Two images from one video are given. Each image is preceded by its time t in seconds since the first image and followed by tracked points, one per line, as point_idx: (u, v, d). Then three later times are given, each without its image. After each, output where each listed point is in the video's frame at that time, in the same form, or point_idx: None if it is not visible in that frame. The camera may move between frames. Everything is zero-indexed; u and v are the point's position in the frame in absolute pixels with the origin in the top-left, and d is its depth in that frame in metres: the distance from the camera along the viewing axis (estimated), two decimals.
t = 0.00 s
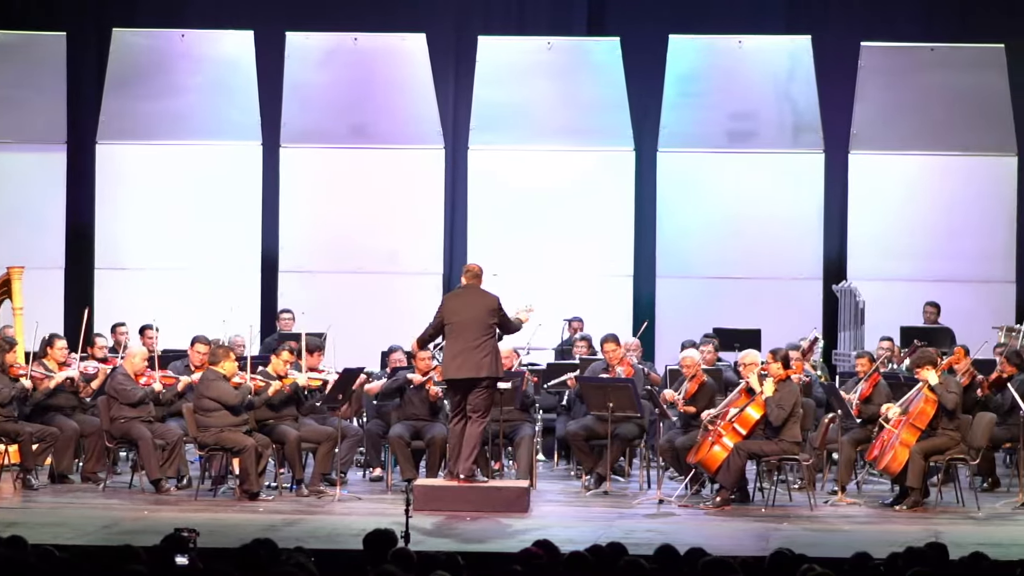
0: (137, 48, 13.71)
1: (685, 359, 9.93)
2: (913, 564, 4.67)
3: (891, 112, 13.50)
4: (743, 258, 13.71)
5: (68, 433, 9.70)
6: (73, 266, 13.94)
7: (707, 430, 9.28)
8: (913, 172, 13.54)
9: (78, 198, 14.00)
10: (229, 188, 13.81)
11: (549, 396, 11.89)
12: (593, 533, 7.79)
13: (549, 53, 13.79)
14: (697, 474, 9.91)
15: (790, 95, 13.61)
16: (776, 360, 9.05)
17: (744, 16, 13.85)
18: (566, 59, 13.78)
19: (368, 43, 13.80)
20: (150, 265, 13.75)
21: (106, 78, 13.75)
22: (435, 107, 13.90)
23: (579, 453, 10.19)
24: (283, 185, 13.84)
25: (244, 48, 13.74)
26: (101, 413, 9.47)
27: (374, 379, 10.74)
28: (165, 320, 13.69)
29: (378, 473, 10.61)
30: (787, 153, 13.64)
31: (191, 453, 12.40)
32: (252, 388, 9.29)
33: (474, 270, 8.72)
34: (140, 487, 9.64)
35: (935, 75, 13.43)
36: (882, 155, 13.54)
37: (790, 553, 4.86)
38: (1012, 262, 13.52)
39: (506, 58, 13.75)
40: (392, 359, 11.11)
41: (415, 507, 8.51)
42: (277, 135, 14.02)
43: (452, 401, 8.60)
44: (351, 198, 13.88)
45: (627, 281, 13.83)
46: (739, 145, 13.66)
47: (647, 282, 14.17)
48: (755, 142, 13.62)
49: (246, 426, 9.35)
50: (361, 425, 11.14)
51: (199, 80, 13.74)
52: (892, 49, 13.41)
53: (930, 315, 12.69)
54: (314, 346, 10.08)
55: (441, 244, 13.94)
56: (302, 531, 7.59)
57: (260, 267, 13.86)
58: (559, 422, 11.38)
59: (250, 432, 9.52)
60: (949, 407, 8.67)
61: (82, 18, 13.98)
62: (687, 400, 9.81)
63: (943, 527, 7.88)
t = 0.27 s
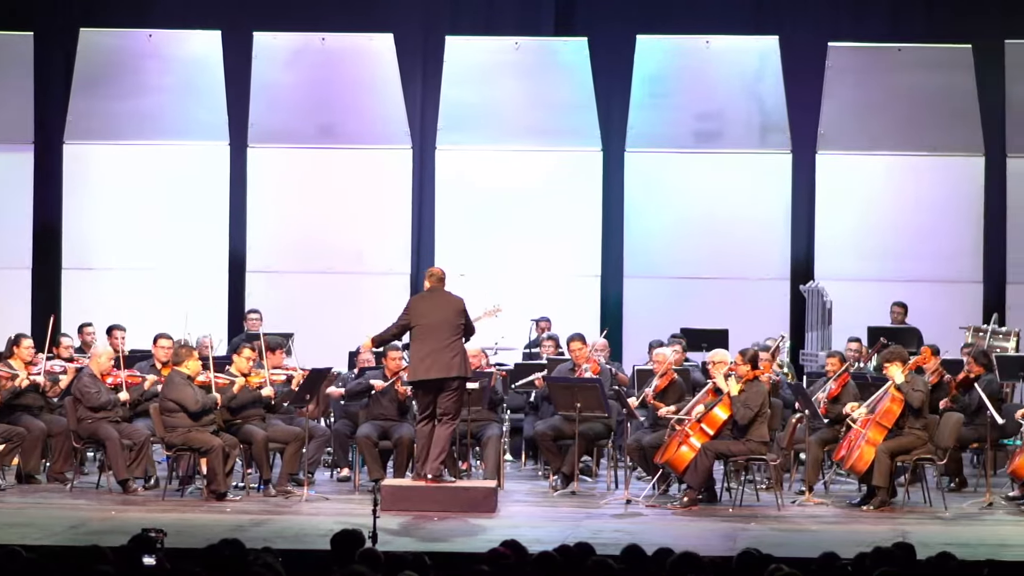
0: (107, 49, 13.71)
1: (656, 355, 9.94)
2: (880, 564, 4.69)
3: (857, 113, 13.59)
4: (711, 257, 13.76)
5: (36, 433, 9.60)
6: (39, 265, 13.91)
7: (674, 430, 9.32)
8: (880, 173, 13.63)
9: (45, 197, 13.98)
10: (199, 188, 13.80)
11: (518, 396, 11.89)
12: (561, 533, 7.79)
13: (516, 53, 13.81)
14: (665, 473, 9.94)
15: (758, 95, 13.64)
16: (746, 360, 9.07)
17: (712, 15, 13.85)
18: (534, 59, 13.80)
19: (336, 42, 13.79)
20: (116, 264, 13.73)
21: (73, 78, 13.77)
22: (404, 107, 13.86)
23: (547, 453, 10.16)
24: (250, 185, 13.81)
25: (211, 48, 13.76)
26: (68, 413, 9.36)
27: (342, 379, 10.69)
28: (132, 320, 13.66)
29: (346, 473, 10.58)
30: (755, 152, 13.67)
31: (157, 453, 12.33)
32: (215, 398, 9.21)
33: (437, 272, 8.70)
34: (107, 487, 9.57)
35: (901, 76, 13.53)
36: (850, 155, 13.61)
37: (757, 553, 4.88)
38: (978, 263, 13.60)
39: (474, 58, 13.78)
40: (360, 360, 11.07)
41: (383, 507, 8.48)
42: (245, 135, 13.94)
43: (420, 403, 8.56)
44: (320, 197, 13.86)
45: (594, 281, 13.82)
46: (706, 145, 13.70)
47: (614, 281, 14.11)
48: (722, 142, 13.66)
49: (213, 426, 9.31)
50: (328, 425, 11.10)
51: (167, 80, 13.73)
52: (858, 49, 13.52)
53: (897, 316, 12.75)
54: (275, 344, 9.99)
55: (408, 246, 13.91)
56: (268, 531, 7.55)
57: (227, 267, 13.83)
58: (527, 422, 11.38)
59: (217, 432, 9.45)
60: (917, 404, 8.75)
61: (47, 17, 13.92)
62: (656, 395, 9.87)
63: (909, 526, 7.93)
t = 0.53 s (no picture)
0: (78, 49, 13.73)
1: (632, 355, 10.08)
2: (849, 564, 4.70)
3: (825, 113, 13.64)
4: (679, 258, 13.78)
5: (3, 432, 9.51)
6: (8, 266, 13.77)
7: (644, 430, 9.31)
8: (849, 173, 13.68)
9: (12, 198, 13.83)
10: (169, 188, 13.78)
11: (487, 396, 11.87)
12: (530, 533, 7.78)
13: (485, 53, 13.80)
14: (634, 473, 9.95)
15: (727, 96, 13.65)
16: (715, 361, 9.09)
17: (681, 15, 13.86)
18: (503, 59, 13.79)
19: (304, 43, 13.76)
20: (85, 264, 13.72)
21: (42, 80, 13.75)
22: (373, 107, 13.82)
23: (516, 453, 10.15)
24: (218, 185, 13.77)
25: (180, 48, 13.74)
26: (37, 412, 9.30)
27: (310, 379, 10.64)
28: (100, 321, 13.64)
29: (314, 473, 10.53)
30: (724, 153, 13.69)
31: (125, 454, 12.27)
32: (181, 403, 9.04)
33: (401, 275, 8.69)
34: (75, 487, 9.49)
35: (869, 77, 13.58)
36: (817, 154, 13.66)
37: (727, 553, 4.88)
38: (946, 263, 13.66)
39: (442, 58, 13.77)
40: (327, 360, 11.05)
41: (351, 507, 8.44)
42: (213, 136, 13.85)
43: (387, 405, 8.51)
44: (289, 195, 13.81)
45: (562, 281, 13.81)
46: (675, 146, 13.71)
47: (584, 280, 14.03)
48: (690, 142, 13.68)
49: (182, 426, 9.25)
50: (297, 425, 11.05)
51: (136, 80, 13.73)
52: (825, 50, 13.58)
53: (865, 314, 12.74)
54: (240, 343, 10.02)
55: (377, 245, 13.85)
56: (236, 532, 7.50)
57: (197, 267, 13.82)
58: (495, 422, 11.37)
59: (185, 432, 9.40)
60: (886, 403, 8.78)
61: (17, 18, 13.92)
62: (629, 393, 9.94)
63: (877, 526, 7.97)
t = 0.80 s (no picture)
0: (48, 50, 13.63)
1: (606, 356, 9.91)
2: (818, 564, 4.72)
3: (798, 112, 13.51)
4: (649, 258, 13.79)
5: None
6: None
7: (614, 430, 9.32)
8: (822, 173, 13.52)
9: None
10: (139, 188, 13.73)
11: (455, 396, 11.86)
12: (499, 533, 7.77)
13: (454, 53, 13.76)
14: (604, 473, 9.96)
15: (696, 96, 13.66)
16: (682, 362, 9.08)
17: (651, 16, 13.89)
18: (472, 60, 13.76)
19: (274, 42, 13.68)
20: (52, 264, 13.62)
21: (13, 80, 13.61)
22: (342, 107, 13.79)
23: (486, 453, 10.16)
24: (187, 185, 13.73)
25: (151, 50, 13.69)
26: (5, 413, 9.22)
27: (279, 379, 10.59)
28: (68, 322, 13.57)
29: (283, 474, 10.48)
30: (692, 153, 13.71)
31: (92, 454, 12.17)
32: (147, 408, 8.92)
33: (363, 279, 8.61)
34: (43, 487, 9.41)
35: (841, 76, 13.39)
36: (787, 155, 13.54)
37: (696, 553, 4.89)
38: (915, 263, 13.50)
39: (410, 58, 13.73)
40: (296, 360, 11.00)
41: (320, 508, 8.41)
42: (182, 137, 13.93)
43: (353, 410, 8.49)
44: (259, 194, 13.77)
45: (531, 281, 13.81)
46: (644, 146, 13.73)
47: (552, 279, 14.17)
48: (659, 142, 13.69)
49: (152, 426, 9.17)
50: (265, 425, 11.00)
51: (105, 80, 13.65)
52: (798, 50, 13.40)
53: (835, 314, 12.66)
54: (207, 344, 9.84)
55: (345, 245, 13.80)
56: (205, 532, 7.45)
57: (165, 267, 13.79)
58: (464, 423, 11.36)
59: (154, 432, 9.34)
60: (857, 401, 8.87)
61: None
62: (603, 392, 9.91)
63: (846, 526, 8.00)
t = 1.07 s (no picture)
0: (17, 49, 13.48)
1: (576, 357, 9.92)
2: (786, 564, 4.74)
3: (766, 113, 13.52)
4: (619, 258, 13.80)
5: None
6: None
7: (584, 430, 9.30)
8: (788, 171, 13.61)
9: None
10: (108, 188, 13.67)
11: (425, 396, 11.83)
12: (469, 534, 7.76)
13: (423, 53, 13.71)
14: (573, 474, 9.95)
15: (665, 96, 13.67)
16: (651, 361, 9.08)
17: (621, 17, 13.88)
18: (440, 59, 13.72)
19: (243, 43, 13.59)
20: (21, 265, 13.58)
21: None
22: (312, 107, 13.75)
23: (455, 454, 10.14)
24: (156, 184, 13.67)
25: (119, 49, 13.56)
26: None
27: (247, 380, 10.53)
28: (37, 322, 13.51)
29: (252, 474, 10.43)
30: (661, 153, 13.73)
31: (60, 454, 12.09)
32: (119, 411, 8.90)
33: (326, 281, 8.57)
34: (11, 488, 9.34)
35: (807, 77, 13.44)
36: (757, 155, 13.58)
37: (665, 553, 4.89)
38: (882, 263, 13.58)
39: (379, 57, 13.69)
40: (265, 360, 10.93)
41: (288, 509, 8.37)
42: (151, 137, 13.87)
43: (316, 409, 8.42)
44: (228, 194, 13.71)
45: (500, 281, 13.80)
46: (614, 146, 13.75)
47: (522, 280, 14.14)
48: (629, 142, 13.71)
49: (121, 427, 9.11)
50: (234, 425, 10.94)
51: (74, 80, 13.54)
52: (767, 50, 13.40)
53: (803, 314, 12.69)
54: (174, 344, 9.72)
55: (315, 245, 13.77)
56: (174, 532, 7.40)
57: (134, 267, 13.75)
58: (434, 423, 11.35)
59: (122, 433, 9.27)
60: (827, 401, 8.91)
61: None
62: (574, 393, 9.88)
63: (815, 526, 8.04)
